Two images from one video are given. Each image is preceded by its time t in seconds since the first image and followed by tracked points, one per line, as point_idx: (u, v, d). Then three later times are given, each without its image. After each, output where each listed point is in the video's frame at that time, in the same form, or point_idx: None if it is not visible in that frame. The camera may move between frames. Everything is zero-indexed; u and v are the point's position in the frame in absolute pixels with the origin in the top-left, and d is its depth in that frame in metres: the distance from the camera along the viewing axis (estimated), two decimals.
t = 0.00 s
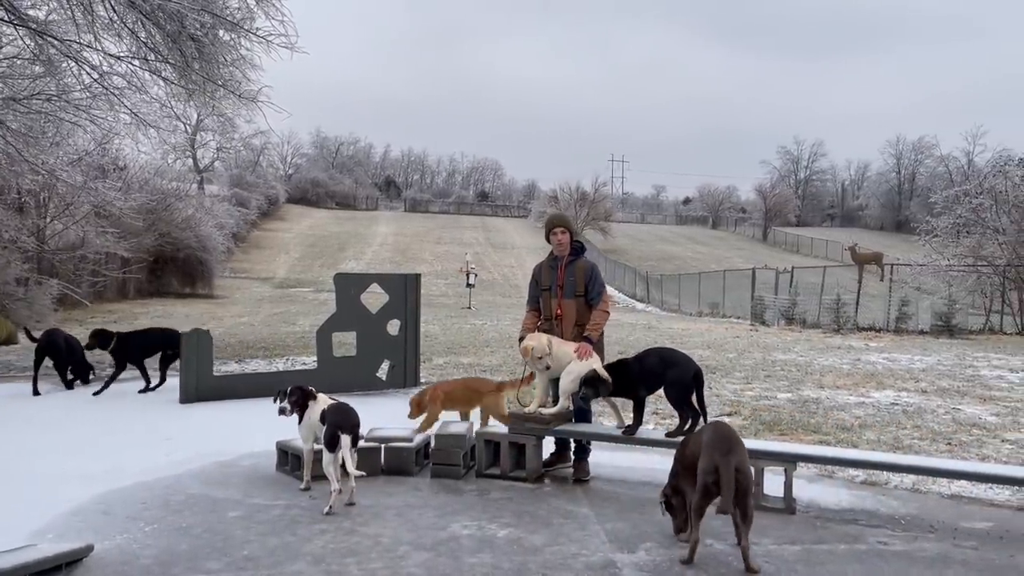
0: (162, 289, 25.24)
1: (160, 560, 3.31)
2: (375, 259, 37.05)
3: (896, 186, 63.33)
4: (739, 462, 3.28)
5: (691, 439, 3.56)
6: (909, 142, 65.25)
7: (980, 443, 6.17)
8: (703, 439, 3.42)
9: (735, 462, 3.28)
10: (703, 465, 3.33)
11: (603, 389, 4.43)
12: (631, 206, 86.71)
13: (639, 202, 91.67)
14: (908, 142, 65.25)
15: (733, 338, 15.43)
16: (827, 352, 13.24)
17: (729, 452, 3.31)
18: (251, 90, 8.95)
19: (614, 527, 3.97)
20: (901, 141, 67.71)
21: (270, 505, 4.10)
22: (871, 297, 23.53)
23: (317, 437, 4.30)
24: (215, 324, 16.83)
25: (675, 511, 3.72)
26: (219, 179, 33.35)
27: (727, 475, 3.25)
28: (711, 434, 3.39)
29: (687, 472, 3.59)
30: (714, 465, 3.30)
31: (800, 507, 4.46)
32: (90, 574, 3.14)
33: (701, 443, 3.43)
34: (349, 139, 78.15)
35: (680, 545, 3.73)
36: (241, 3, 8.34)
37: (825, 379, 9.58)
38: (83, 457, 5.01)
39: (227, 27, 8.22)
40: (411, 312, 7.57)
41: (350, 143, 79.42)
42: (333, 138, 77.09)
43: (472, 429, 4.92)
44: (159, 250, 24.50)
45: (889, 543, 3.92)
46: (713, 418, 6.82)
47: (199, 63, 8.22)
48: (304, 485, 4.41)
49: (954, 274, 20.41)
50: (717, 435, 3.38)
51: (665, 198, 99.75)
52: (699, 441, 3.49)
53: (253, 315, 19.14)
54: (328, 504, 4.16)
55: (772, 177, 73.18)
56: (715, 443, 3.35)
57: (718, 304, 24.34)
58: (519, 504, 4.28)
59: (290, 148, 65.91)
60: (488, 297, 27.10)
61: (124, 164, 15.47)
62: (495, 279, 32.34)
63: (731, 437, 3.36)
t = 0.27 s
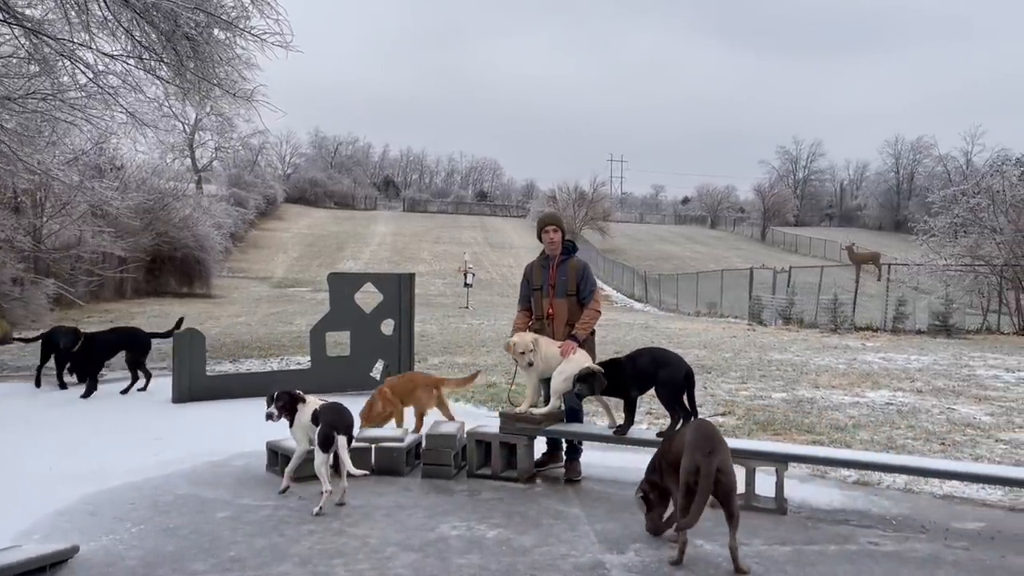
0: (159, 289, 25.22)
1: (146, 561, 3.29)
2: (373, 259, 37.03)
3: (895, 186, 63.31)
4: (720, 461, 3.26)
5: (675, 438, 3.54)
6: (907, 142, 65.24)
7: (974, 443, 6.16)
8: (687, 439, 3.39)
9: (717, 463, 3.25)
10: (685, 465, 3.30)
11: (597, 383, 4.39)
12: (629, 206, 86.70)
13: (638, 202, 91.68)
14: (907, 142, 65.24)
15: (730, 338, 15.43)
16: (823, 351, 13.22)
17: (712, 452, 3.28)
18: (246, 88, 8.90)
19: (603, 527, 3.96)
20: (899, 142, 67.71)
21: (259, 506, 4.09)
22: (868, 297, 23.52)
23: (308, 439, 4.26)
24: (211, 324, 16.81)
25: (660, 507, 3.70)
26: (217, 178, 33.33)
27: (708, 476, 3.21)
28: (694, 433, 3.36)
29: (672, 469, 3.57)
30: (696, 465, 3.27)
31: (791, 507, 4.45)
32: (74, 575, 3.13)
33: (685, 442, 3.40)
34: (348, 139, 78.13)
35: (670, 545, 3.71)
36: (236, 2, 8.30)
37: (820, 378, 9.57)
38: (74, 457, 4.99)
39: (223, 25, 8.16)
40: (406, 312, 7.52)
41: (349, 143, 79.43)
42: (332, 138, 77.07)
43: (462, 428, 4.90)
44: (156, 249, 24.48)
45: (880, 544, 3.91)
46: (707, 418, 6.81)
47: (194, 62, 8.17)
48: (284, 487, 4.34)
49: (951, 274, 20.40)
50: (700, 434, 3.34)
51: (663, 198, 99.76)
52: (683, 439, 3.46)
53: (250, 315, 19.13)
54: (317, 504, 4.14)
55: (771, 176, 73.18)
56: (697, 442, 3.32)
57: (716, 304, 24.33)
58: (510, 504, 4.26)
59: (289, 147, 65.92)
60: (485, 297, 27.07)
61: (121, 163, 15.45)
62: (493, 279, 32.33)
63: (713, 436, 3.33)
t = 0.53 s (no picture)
0: (158, 289, 25.20)
1: (130, 564, 3.27)
2: (372, 259, 37.03)
3: (895, 186, 63.30)
4: (705, 460, 3.26)
5: (653, 439, 3.53)
6: (907, 142, 65.22)
7: (968, 444, 6.15)
8: (667, 440, 3.40)
9: (703, 461, 3.26)
10: (670, 465, 3.30)
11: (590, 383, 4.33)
12: (629, 206, 86.68)
13: (637, 202, 91.64)
14: (906, 142, 65.22)
15: (727, 338, 15.42)
16: (821, 352, 13.21)
17: (696, 451, 3.29)
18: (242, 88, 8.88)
19: (592, 529, 3.94)
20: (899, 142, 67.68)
21: (247, 507, 4.07)
22: (866, 297, 23.52)
23: (295, 438, 4.23)
24: (209, 324, 16.79)
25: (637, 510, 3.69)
26: (215, 178, 33.32)
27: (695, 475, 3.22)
28: (675, 433, 3.37)
29: (649, 471, 3.57)
30: (683, 465, 3.27)
31: (782, 509, 4.43)
32: None
33: (665, 443, 3.40)
34: (347, 139, 78.13)
35: (658, 546, 3.70)
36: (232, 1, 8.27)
37: (816, 379, 9.56)
38: (63, 458, 4.98)
39: (219, 25, 8.13)
40: (400, 311, 7.54)
41: (348, 142, 79.42)
42: (332, 137, 77.06)
43: (453, 430, 4.89)
44: (154, 249, 24.46)
45: (870, 546, 3.89)
46: (700, 419, 6.80)
47: (188, 61, 8.15)
48: (274, 495, 4.24)
49: (949, 274, 20.39)
50: (681, 434, 3.36)
51: (663, 199, 99.75)
52: (662, 441, 3.46)
53: (248, 315, 19.13)
54: (306, 506, 4.13)
55: (770, 176, 73.15)
56: (681, 443, 3.32)
57: (714, 304, 24.32)
58: (499, 506, 4.25)
59: (289, 147, 65.91)
60: (483, 297, 27.06)
61: (118, 163, 15.44)
62: (492, 279, 32.32)
63: (694, 436, 3.35)
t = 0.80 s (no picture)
0: (157, 289, 25.21)
1: (124, 565, 3.27)
2: (372, 258, 37.03)
3: (896, 186, 63.25)
4: (700, 458, 3.26)
5: (644, 441, 3.51)
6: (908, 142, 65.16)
7: (966, 445, 6.13)
8: (660, 439, 3.39)
9: (699, 459, 3.25)
10: (665, 464, 3.28)
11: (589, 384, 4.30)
12: (629, 206, 86.65)
13: (638, 202, 91.57)
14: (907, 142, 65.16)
15: (727, 338, 15.41)
16: (820, 352, 13.20)
17: (691, 449, 3.28)
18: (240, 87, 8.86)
19: (588, 530, 3.93)
20: (900, 142, 67.59)
21: (242, 508, 4.07)
22: (866, 297, 23.50)
23: (289, 438, 4.21)
24: (208, 323, 16.79)
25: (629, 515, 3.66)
26: (216, 178, 33.34)
27: (692, 472, 3.21)
28: (668, 433, 3.36)
29: (641, 474, 3.55)
30: (679, 463, 3.26)
31: (778, 510, 4.42)
32: None
33: (658, 443, 3.39)
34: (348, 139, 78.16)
35: (653, 547, 3.70)
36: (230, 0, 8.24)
37: (816, 379, 9.55)
38: (59, 458, 4.98)
39: (217, 24, 8.11)
40: (398, 311, 7.56)
41: (349, 142, 79.42)
42: (332, 137, 77.09)
43: (449, 430, 4.87)
44: (154, 249, 24.47)
45: (866, 547, 3.89)
46: (698, 419, 6.78)
47: (186, 61, 8.13)
48: (268, 495, 4.22)
49: (949, 274, 20.37)
50: (674, 433, 3.35)
51: (664, 199, 99.71)
52: (655, 441, 3.45)
53: (248, 315, 19.14)
54: (301, 506, 4.12)
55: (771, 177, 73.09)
56: (676, 442, 3.32)
57: (714, 304, 24.31)
58: (495, 507, 4.24)
59: (289, 147, 65.93)
60: (483, 297, 27.05)
61: (117, 163, 15.44)
62: (492, 279, 32.31)
63: (687, 435, 3.35)
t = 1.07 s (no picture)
0: (159, 288, 25.22)
1: (125, 565, 3.26)
2: (373, 258, 37.04)
3: (897, 187, 63.22)
4: (702, 456, 3.26)
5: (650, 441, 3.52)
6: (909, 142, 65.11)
7: (969, 445, 6.12)
8: (664, 438, 3.40)
9: (702, 456, 3.26)
10: (668, 462, 3.29)
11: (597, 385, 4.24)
12: (630, 206, 86.65)
13: (639, 202, 91.54)
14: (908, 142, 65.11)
15: (728, 338, 15.40)
16: (822, 352, 13.19)
17: (693, 447, 3.29)
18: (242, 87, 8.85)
19: (591, 530, 3.92)
20: (901, 142, 67.54)
21: (244, 508, 4.06)
22: (868, 297, 23.50)
23: (291, 437, 4.20)
24: (209, 323, 16.80)
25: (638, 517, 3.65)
26: (217, 178, 33.35)
27: (693, 468, 3.22)
28: (672, 432, 3.37)
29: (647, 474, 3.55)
30: (680, 461, 3.27)
31: (781, 511, 4.41)
32: None
33: (661, 442, 3.41)
34: (349, 139, 78.23)
35: (656, 548, 3.69)
36: None
37: (818, 379, 9.54)
38: (59, 458, 4.97)
39: (218, 24, 8.11)
40: (399, 312, 7.54)
41: (350, 142, 79.47)
42: (333, 137, 77.13)
43: (450, 430, 4.86)
44: (155, 249, 24.48)
45: (869, 548, 3.87)
46: (700, 419, 6.77)
47: (187, 60, 8.11)
48: (270, 495, 4.22)
49: (951, 275, 20.36)
50: (677, 432, 3.36)
51: (665, 199, 99.71)
52: (659, 441, 3.46)
53: (249, 314, 19.15)
54: (303, 506, 4.11)
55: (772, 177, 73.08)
56: (679, 439, 3.33)
57: (715, 304, 24.30)
58: (497, 507, 4.23)
59: (290, 147, 65.96)
60: (484, 297, 27.05)
61: (119, 162, 15.45)
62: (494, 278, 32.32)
63: (690, 434, 3.35)
